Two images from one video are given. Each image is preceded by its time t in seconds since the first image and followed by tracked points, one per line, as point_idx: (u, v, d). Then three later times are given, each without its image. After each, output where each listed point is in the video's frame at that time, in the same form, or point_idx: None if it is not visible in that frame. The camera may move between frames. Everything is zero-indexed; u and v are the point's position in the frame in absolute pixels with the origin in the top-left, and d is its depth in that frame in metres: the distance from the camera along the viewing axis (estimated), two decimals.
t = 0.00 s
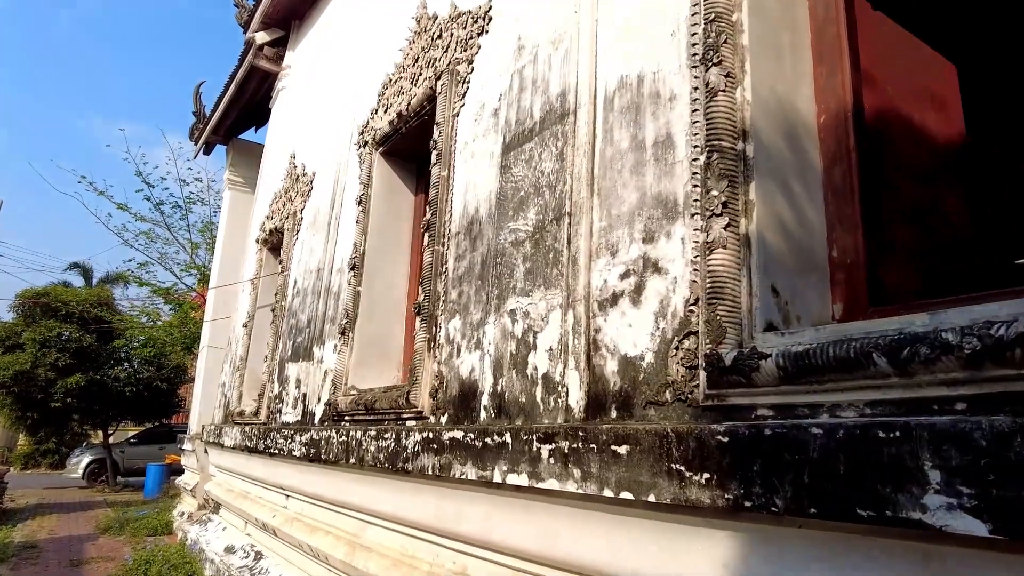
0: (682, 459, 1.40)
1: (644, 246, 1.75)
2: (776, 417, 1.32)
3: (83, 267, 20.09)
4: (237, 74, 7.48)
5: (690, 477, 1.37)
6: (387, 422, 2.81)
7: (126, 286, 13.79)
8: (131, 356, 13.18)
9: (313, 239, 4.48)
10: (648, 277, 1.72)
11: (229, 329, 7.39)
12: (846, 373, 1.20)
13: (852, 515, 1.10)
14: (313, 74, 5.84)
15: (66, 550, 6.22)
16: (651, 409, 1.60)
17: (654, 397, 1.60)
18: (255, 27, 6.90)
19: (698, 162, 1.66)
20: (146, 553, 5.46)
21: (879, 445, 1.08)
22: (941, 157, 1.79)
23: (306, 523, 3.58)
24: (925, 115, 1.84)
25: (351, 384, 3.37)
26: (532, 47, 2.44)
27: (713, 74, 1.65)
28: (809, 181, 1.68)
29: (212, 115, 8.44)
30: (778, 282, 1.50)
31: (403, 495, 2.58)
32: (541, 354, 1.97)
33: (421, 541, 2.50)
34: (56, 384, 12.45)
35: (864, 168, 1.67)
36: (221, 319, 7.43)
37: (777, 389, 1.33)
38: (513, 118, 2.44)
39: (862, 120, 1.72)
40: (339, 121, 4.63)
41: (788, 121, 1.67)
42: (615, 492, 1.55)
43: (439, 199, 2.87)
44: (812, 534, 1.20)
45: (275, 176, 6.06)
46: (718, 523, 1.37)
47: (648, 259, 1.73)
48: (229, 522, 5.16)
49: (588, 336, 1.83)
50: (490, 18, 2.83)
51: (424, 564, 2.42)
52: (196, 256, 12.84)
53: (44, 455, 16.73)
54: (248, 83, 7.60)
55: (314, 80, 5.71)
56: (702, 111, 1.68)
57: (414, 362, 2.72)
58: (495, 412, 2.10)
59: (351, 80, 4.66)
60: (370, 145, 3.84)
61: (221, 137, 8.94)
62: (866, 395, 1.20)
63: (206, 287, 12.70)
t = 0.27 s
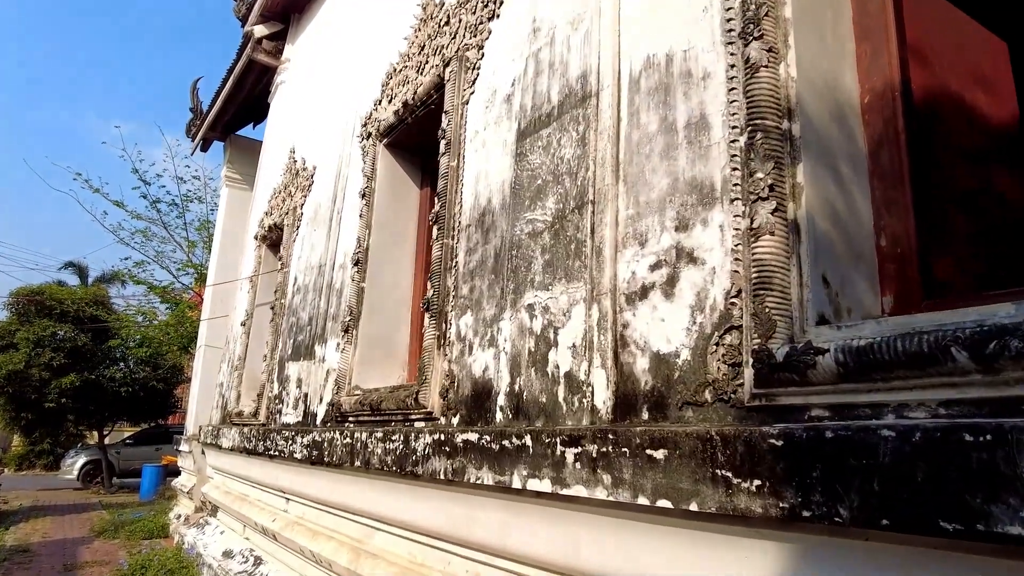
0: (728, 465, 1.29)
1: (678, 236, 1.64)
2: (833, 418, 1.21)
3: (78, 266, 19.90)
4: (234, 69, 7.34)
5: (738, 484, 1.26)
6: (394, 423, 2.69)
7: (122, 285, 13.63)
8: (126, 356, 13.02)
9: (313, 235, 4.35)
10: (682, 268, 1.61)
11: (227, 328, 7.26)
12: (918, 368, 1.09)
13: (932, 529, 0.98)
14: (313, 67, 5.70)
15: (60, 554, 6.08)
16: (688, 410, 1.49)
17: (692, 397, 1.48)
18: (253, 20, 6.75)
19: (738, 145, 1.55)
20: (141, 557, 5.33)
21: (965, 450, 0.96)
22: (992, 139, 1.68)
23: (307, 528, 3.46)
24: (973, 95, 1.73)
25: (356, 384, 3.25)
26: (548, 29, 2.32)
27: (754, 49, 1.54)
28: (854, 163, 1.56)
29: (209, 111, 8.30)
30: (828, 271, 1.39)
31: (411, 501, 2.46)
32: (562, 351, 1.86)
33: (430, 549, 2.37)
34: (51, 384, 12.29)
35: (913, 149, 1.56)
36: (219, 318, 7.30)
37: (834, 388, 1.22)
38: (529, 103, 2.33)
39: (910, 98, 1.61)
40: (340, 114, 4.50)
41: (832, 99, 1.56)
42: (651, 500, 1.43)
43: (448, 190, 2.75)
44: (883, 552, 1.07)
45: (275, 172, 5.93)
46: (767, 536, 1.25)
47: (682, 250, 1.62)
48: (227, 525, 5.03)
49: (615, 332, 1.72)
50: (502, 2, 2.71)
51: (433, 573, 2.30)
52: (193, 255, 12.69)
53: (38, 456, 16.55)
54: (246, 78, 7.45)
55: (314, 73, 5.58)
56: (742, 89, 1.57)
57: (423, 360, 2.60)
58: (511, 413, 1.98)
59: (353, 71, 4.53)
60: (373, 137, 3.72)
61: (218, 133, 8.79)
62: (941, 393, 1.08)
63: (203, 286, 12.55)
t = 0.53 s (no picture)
0: (797, 467, 1.18)
1: (727, 220, 1.54)
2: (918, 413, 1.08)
3: (74, 264, 19.71)
4: (235, 63, 7.20)
5: (808, 487, 1.15)
6: (408, 422, 2.57)
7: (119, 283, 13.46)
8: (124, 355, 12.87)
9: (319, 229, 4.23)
10: (733, 254, 1.50)
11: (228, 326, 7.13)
12: None
13: None
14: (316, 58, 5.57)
15: (55, 556, 5.94)
16: (744, 407, 1.38)
17: (749, 393, 1.38)
18: (254, 12, 6.60)
19: (796, 120, 1.44)
20: (140, 560, 5.19)
21: None
22: None
23: (314, 531, 3.33)
24: None
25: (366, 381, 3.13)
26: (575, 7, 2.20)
27: (813, 16, 1.43)
28: (920, 140, 1.44)
29: (209, 105, 8.16)
30: (900, 254, 1.28)
31: (427, 504, 2.34)
32: (596, 345, 1.74)
33: (447, 556, 2.25)
34: (47, 383, 12.11)
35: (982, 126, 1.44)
36: (220, 316, 7.17)
37: (918, 379, 1.10)
38: (554, 84, 2.21)
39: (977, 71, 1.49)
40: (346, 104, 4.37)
41: (894, 71, 1.44)
42: (705, 505, 1.31)
43: (465, 178, 2.64)
44: (987, 565, 0.95)
45: (277, 166, 5.80)
46: (841, 546, 1.14)
47: (732, 235, 1.52)
48: (228, 527, 4.90)
49: (657, 323, 1.61)
50: None
51: None
52: (191, 253, 12.54)
53: (33, 456, 16.37)
54: (246, 71, 7.30)
55: (318, 64, 5.45)
56: (799, 60, 1.45)
57: (439, 356, 2.48)
58: (540, 411, 1.86)
59: (359, 61, 4.41)
60: (382, 127, 3.60)
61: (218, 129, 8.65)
62: None
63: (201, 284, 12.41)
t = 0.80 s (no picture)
0: (872, 474, 1.06)
1: (778, 208, 1.44)
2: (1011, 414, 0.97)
3: (66, 266, 19.46)
4: (233, 59, 7.08)
5: (887, 497, 1.04)
6: (420, 426, 2.45)
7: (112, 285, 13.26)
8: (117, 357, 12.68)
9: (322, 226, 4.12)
10: (785, 244, 1.40)
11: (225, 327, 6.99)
12: None
13: None
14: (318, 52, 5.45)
15: (46, 564, 5.76)
16: (802, 409, 1.28)
17: (808, 394, 1.27)
18: (254, 7, 6.49)
19: (856, 101, 1.34)
20: (134, 567, 5.03)
21: None
22: None
23: (316, 539, 3.20)
24: None
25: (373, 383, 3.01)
26: None
27: None
28: (988, 121, 1.33)
29: (206, 103, 8.02)
30: (977, 242, 1.17)
31: (442, 512, 2.22)
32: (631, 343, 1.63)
33: (462, 567, 2.13)
34: (38, 385, 11.88)
35: None
36: (218, 317, 7.03)
37: (1011, 376, 0.98)
38: (579, 70, 2.11)
39: None
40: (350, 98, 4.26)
41: (961, 46, 1.34)
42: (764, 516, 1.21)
43: (479, 170, 2.52)
44: None
45: (277, 163, 5.67)
46: (922, 562, 1.02)
47: (784, 223, 1.42)
48: (225, 533, 4.76)
49: (700, 319, 1.51)
50: None
51: None
52: (186, 254, 12.38)
53: (22, 460, 16.10)
54: (245, 68, 7.18)
55: (319, 59, 5.34)
56: (860, 34, 1.34)
57: (453, 356, 2.36)
58: (568, 413, 1.75)
59: (364, 54, 4.30)
60: (389, 120, 3.48)
61: (215, 127, 8.51)
62: None
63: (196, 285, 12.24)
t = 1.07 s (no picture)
0: (966, 480, 0.95)
1: (835, 191, 1.33)
2: None
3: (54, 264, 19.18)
4: (229, 52, 6.92)
5: (984, 506, 0.93)
6: (431, 427, 2.33)
7: (102, 283, 13.03)
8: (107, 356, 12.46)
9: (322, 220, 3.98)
10: (845, 230, 1.30)
11: (219, 326, 6.85)
12: None
13: None
14: (317, 43, 5.32)
15: (32, 569, 5.58)
16: (870, 408, 1.17)
17: (877, 392, 1.16)
18: None
19: (929, 74, 1.22)
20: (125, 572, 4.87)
21: None
22: None
23: (316, 545, 3.07)
24: None
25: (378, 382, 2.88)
26: None
27: None
28: None
29: (200, 97, 7.85)
30: None
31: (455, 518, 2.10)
32: (671, 337, 1.52)
33: None
34: (24, 385, 11.60)
35: None
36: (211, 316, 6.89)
37: None
38: (605, 51, 1.99)
39: None
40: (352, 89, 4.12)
41: None
42: (834, 527, 1.09)
43: (495, 158, 2.40)
44: None
45: (274, 157, 5.53)
46: None
47: (843, 208, 1.31)
48: (219, 538, 4.61)
49: (749, 312, 1.40)
50: None
51: None
52: (178, 252, 12.17)
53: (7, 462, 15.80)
54: (241, 61, 7.03)
55: (318, 50, 5.19)
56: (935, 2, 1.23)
57: (468, 353, 2.24)
58: (598, 413, 1.64)
59: (366, 44, 4.17)
60: (394, 109, 3.35)
61: (209, 122, 8.34)
62: None
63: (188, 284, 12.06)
